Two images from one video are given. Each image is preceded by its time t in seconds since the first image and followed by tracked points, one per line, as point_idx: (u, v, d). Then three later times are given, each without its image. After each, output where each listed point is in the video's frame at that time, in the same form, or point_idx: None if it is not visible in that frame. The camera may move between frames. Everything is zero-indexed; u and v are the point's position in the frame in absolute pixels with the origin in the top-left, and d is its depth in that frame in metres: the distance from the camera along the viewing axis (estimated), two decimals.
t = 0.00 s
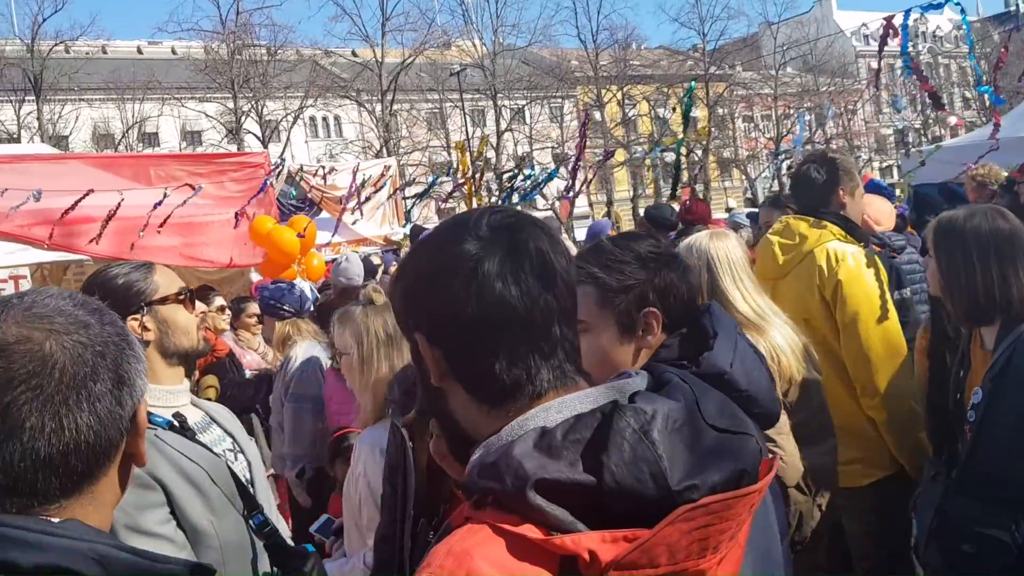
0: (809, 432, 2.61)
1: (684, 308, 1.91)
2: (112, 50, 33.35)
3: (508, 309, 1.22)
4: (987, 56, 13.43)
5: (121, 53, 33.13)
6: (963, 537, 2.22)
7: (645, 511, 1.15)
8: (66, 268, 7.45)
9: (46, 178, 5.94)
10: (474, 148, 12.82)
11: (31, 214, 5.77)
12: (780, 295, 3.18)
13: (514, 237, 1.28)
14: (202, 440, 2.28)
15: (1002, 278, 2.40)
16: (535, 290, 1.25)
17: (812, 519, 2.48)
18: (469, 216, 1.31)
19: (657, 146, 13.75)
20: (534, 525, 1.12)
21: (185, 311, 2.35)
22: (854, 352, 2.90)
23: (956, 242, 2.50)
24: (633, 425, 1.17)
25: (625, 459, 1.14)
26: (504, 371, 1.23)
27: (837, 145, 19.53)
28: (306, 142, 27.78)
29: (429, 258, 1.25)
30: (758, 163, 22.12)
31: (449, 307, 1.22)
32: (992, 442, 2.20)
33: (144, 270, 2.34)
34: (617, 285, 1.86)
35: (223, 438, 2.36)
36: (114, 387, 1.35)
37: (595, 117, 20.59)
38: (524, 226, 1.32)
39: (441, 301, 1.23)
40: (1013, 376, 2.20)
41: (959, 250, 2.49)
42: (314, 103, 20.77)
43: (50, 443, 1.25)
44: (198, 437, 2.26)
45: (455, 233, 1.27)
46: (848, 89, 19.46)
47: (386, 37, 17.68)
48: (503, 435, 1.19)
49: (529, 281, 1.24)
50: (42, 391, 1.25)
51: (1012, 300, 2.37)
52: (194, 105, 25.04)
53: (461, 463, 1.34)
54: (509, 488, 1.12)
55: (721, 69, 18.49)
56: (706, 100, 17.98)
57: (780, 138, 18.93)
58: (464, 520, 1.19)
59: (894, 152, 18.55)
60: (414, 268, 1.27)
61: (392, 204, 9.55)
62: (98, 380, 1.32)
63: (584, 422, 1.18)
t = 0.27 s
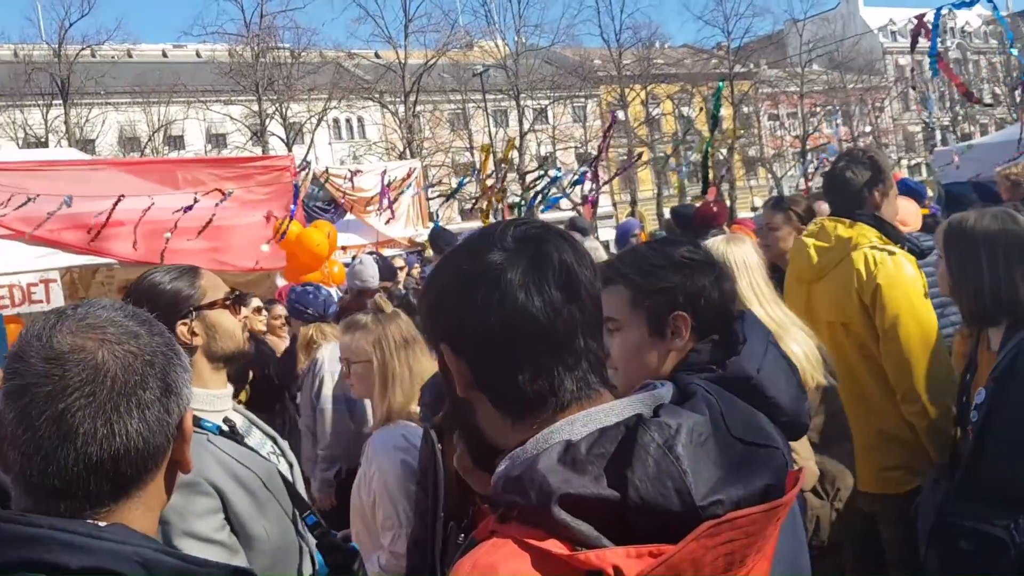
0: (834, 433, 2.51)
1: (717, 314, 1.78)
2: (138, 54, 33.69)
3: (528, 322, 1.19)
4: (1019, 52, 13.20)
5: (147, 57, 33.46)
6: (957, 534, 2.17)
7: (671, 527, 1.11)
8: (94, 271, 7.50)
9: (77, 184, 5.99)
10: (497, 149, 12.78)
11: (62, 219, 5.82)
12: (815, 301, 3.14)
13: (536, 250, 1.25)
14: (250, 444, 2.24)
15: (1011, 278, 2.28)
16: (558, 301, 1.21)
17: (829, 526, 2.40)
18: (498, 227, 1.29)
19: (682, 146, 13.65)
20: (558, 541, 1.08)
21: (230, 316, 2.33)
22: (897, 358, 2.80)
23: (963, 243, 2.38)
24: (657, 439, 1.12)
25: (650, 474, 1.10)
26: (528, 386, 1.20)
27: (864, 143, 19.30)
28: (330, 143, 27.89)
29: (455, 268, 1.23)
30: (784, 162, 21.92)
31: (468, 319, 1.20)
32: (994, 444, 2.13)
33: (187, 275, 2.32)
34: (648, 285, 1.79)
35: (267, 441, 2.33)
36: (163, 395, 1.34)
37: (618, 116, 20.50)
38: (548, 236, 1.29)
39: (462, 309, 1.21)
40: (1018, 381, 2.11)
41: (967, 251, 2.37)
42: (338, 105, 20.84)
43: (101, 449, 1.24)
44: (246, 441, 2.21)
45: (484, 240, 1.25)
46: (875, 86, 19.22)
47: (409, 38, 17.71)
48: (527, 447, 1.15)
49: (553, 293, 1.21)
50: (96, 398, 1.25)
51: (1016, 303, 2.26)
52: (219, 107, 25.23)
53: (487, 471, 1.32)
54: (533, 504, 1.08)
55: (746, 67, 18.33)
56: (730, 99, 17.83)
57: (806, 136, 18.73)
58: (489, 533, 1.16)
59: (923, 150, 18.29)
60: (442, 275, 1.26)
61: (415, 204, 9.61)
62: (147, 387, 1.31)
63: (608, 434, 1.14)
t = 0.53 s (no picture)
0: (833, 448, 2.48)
1: (723, 337, 1.81)
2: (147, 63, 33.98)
3: (551, 352, 1.25)
4: None
5: (157, 65, 33.74)
6: (934, 537, 2.23)
7: (674, 557, 1.15)
8: (107, 283, 7.60)
9: (91, 198, 6.09)
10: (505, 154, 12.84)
11: (76, 233, 5.91)
12: (831, 309, 2.95)
13: (561, 279, 1.31)
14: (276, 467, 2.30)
15: (997, 291, 2.25)
16: (576, 333, 1.28)
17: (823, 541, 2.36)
18: (517, 251, 1.36)
19: (689, 148, 13.68)
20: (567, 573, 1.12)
21: (259, 335, 2.39)
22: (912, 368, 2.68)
23: (950, 253, 2.33)
24: (658, 471, 1.19)
25: (652, 506, 1.15)
26: (542, 420, 1.26)
27: (871, 141, 19.29)
28: (338, 149, 28.03)
29: (472, 296, 1.29)
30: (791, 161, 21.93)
31: (485, 347, 1.26)
32: (972, 452, 2.18)
33: (218, 295, 2.39)
34: (655, 306, 1.85)
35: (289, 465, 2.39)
36: (190, 429, 1.41)
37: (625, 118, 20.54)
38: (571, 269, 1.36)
39: (477, 339, 1.26)
40: (996, 389, 2.15)
41: (955, 260, 2.33)
42: (346, 111, 20.96)
43: (131, 482, 1.30)
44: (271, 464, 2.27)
45: (502, 264, 1.32)
46: (882, 85, 19.22)
47: (416, 44, 17.80)
48: (535, 481, 1.20)
49: (570, 323, 1.27)
50: (126, 431, 1.32)
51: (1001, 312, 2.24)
52: (228, 115, 25.41)
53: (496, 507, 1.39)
54: (541, 537, 1.13)
55: (752, 67, 18.34)
56: (737, 99, 17.87)
57: (814, 135, 18.73)
58: (498, 566, 1.20)
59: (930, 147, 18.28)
60: (453, 299, 1.32)
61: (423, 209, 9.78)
62: (175, 421, 1.38)
63: (611, 467, 1.20)
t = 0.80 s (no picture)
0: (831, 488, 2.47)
1: (726, 386, 1.83)
2: (152, 89, 34.24)
3: (555, 413, 1.25)
4: None
5: (161, 91, 34.00)
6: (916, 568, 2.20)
7: None
8: (112, 311, 7.62)
9: (96, 229, 6.12)
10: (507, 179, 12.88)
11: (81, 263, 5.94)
12: (838, 343, 2.96)
13: (563, 341, 1.33)
14: (275, 516, 2.21)
15: (974, 327, 2.26)
16: (581, 393, 1.29)
17: None
18: (517, 312, 1.38)
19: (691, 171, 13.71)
20: None
21: (256, 389, 2.39)
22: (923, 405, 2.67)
23: (929, 289, 2.36)
24: (663, 539, 1.18)
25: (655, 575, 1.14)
26: (552, 480, 1.27)
27: (874, 162, 19.32)
28: (342, 173, 28.14)
29: (472, 359, 1.30)
30: (794, 182, 21.96)
31: (490, 409, 1.26)
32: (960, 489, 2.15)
33: (221, 343, 2.39)
34: (659, 352, 1.87)
35: (291, 510, 2.30)
36: (198, 480, 1.41)
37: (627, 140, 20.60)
38: (575, 329, 1.37)
39: (480, 402, 1.27)
40: (978, 425, 2.13)
41: (932, 296, 2.35)
42: (349, 135, 21.05)
43: (141, 537, 1.30)
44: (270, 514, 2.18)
45: (501, 328, 1.33)
46: (883, 106, 19.28)
47: (419, 69, 17.92)
48: (540, 545, 1.19)
49: (575, 383, 1.28)
50: (136, 485, 1.32)
51: (978, 350, 2.24)
52: (232, 140, 25.54)
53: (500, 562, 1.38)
54: None
55: (754, 89, 18.42)
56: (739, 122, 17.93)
57: (815, 157, 18.77)
58: None
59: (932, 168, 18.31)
60: (453, 364, 1.32)
61: (427, 235, 9.83)
62: (184, 474, 1.38)
63: (616, 534, 1.18)
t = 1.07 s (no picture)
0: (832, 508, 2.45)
1: (730, 409, 1.88)
2: (150, 95, 34.32)
3: (565, 436, 1.27)
4: None
5: (160, 97, 34.08)
6: None
7: None
8: (113, 319, 7.63)
9: (94, 238, 6.15)
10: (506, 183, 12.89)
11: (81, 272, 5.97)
12: (840, 354, 2.97)
13: (569, 366, 1.36)
14: (263, 546, 2.05)
15: (959, 343, 2.25)
16: (588, 419, 1.31)
17: None
18: (520, 340, 1.41)
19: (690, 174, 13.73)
20: None
21: (240, 418, 2.35)
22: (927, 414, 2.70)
23: (911, 304, 2.36)
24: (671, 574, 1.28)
25: None
26: (562, 506, 1.28)
27: (873, 162, 19.33)
28: (341, 177, 28.16)
29: (476, 388, 1.31)
30: (793, 184, 21.97)
31: (502, 436, 1.27)
32: (946, 504, 2.15)
33: (215, 366, 2.39)
34: (667, 370, 1.92)
35: (284, 535, 2.15)
36: (211, 507, 1.41)
37: (626, 143, 20.61)
38: (577, 354, 1.41)
39: (492, 427, 1.28)
40: (962, 442, 2.13)
41: (917, 312, 2.34)
42: (348, 140, 21.06)
43: (156, 566, 1.30)
44: (258, 544, 2.04)
45: (507, 356, 1.35)
46: (882, 107, 19.31)
47: (417, 73, 17.94)
48: None
49: (582, 408, 1.31)
50: (150, 513, 1.32)
51: (965, 365, 2.23)
52: (232, 145, 25.56)
53: None
54: None
55: (752, 91, 18.45)
56: (738, 123, 17.95)
57: (815, 157, 18.79)
58: None
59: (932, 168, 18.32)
60: (459, 390, 1.34)
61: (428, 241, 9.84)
62: (196, 501, 1.38)
63: (625, 569, 1.25)
